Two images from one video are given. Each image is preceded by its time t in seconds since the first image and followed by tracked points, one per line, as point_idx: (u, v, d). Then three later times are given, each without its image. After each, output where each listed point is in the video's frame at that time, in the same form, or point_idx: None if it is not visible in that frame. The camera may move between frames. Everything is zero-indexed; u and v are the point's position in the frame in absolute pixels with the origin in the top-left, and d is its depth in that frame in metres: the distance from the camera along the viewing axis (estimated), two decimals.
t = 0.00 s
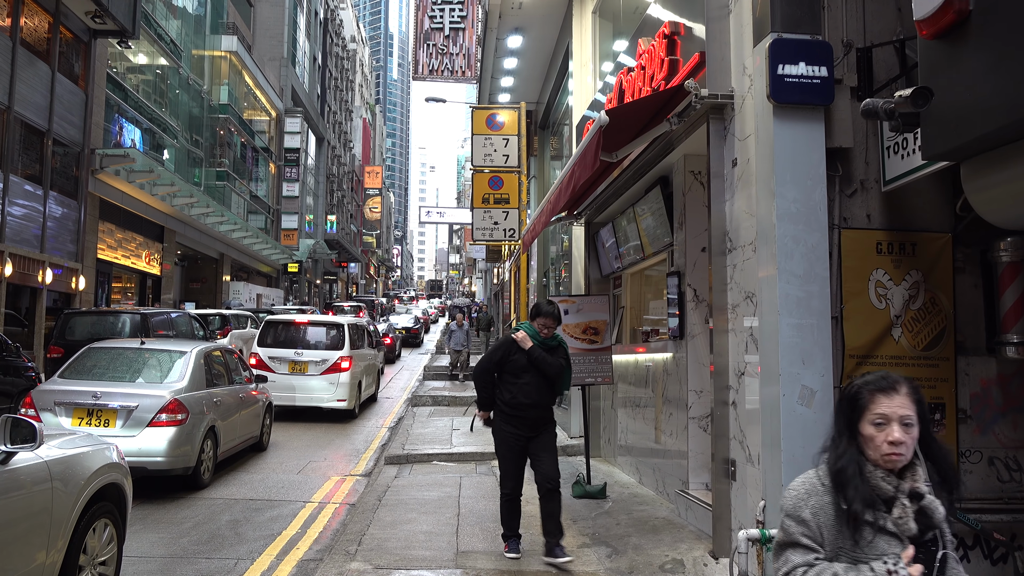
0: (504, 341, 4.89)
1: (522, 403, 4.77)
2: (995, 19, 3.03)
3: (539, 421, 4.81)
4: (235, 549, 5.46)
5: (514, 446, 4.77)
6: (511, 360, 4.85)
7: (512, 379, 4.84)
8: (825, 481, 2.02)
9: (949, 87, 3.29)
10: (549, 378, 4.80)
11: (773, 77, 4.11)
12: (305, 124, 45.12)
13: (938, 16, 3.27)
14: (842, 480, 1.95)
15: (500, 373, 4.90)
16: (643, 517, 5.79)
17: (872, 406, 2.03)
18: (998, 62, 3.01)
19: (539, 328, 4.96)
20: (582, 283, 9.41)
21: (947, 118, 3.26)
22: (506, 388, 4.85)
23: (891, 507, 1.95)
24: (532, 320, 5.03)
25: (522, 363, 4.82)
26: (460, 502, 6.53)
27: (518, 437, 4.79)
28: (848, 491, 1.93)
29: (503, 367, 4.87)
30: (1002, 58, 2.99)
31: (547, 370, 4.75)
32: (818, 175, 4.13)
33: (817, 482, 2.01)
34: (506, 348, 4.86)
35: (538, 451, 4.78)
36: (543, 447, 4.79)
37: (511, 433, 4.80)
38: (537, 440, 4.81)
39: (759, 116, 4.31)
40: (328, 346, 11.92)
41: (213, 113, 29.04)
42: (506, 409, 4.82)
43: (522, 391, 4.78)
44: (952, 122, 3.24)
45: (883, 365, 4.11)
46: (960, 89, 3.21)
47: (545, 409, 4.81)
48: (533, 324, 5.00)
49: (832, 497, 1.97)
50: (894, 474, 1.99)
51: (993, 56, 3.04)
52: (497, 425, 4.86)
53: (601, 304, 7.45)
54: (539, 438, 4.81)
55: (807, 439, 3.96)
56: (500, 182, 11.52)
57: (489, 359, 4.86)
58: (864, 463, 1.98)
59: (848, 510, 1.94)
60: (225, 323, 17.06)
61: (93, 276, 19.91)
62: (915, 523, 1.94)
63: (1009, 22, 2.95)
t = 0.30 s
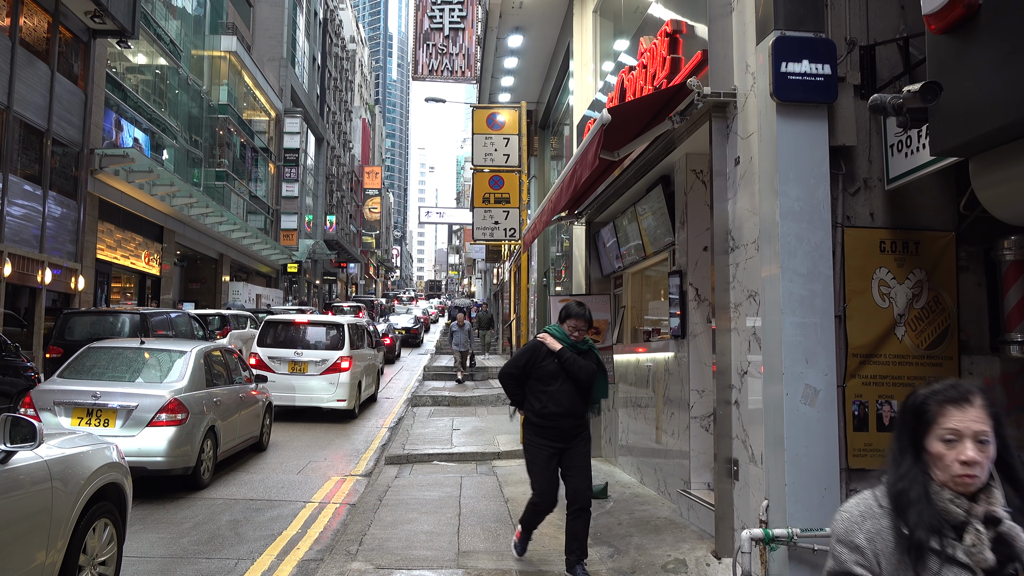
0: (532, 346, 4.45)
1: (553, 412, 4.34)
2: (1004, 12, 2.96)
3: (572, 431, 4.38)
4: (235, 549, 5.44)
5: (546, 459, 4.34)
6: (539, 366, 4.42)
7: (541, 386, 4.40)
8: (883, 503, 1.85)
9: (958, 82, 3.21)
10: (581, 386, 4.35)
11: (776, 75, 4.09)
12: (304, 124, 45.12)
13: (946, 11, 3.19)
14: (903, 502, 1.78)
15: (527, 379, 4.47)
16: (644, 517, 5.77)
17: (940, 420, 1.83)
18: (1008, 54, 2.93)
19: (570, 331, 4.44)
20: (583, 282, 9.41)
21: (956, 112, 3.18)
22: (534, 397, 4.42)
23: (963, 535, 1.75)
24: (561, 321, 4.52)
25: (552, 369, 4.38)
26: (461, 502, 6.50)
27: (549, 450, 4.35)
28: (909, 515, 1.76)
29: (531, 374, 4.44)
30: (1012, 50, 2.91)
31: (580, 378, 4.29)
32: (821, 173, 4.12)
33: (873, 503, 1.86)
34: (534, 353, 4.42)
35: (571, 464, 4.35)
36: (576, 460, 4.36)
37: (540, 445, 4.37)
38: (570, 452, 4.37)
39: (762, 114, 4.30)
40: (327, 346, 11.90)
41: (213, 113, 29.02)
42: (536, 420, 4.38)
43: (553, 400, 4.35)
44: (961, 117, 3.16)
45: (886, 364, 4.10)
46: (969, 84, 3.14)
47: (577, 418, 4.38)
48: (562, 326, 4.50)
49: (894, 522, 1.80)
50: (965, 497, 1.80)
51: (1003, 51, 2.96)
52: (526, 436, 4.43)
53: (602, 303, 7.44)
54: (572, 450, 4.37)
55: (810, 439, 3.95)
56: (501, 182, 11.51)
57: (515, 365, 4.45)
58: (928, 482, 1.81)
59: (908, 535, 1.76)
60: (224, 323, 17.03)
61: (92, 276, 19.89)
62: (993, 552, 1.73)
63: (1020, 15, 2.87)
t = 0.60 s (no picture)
0: (550, 346, 4.21)
1: (575, 415, 4.10)
2: (1005, 10, 2.96)
3: (596, 435, 4.14)
4: (235, 549, 5.44)
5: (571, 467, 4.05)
6: (560, 366, 4.18)
7: (562, 387, 4.16)
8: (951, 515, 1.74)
9: (959, 80, 3.21)
10: (605, 387, 4.13)
11: (776, 75, 4.10)
12: (303, 124, 45.13)
13: (946, 10, 3.19)
14: (973, 519, 1.66)
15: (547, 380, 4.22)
16: (645, 516, 5.79)
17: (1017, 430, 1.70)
18: (1008, 53, 2.93)
19: (589, 329, 4.27)
20: (583, 282, 9.43)
21: (957, 111, 3.18)
22: (556, 400, 4.17)
23: None
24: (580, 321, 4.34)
25: (574, 370, 4.15)
26: (461, 502, 6.50)
27: (572, 456, 4.08)
28: (979, 538, 1.63)
29: (551, 375, 4.20)
30: (1011, 49, 2.91)
31: (604, 377, 4.09)
32: (821, 173, 4.13)
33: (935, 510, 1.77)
34: (554, 353, 4.19)
35: (594, 469, 4.14)
36: (599, 464, 4.14)
37: (563, 451, 4.09)
38: (594, 457, 4.14)
39: (762, 114, 4.31)
40: (327, 346, 11.90)
41: (212, 114, 29.04)
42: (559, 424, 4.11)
43: (575, 402, 4.12)
44: (962, 116, 3.16)
45: (886, 363, 4.11)
46: (969, 83, 3.14)
47: (600, 422, 4.14)
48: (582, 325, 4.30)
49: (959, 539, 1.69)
50: None
51: (1003, 49, 2.96)
52: (546, 442, 4.15)
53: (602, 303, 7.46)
54: (596, 453, 4.14)
55: (811, 438, 3.95)
56: (501, 182, 11.54)
57: (535, 366, 4.19)
58: (1002, 499, 1.67)
59: (975, 557, 1.64)
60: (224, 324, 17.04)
61: (92, 277, 19.90)
62: None
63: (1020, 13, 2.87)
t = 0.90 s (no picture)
0: (571, 366, 3.75)
1: (597, 442, 3.60)
2: (1005, 7, 2.96)
3: (618, 465, 3.62)
4: (236, 547, 5.45)
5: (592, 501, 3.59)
6: (582, 389, 3.69)
7: (584, 413, 3.65)
8: None
9: (959, 77, 3.22)
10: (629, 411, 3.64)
11: (776, 73, 4.12)
12: (303, 124, 45.14)
13: (945, 7, 3.20)
14: None
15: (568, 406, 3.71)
16: (645, 514, 5.80)
17: None
18: (1009, 49, 2.93)
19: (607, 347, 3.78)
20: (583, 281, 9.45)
21: (957, 107, 3.19)
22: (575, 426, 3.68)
23: None
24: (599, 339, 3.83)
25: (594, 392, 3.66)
26: (461, 500, 6.51)
27: (593, 487, 3.59)
28: None
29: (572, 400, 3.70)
30: (1011, 45, 2.92)
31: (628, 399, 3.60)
32: (821, 171, 4.14)
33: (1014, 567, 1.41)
34: (575, 375, 3.70)
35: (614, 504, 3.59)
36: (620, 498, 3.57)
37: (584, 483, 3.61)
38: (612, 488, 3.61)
39: (762, 113, 4.33)
40: (328, 346, 11.91)
41: (212, 114, 29.06)
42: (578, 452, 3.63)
43: (595, 427, 3.63)
44: (962, 112, 3.17)
45: (886, 360, 4.12)
46: (969, 79, 3.15)
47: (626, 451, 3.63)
48: (600, 343, 3.81)
49: None
50: None
51: (1004, 45, 2.96)
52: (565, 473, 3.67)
53: (603, 302, 7.47)
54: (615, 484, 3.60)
55: (812, 435, 3.97)
56: (501, 181, 11.56)
57: (557, 390, 3.70)
58: None
59: None
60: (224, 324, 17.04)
61: (92, 276, 19.90)
62: None
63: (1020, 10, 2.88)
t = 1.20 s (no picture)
0: (605, 382, 3.27)
1: (640, 467, 3.17)
2: None
3: (662, 492, 3.20)
4: (235, 546, 5.44)
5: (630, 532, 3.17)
6: (621, 407, 3.22)
7: (627, 433, 3.19)
8: None
9: (958, 69, 3.21)
10: (674, 428, 3.24)
11: (775, 69, 4.12)
12: (302, 124, 45.10)
13: None
14: None
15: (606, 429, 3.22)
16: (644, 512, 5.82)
17: None
18: (1009, 40, 2.91)
19: (641, 360, 3.37)
20: (582, 279, 9.43)
21: (955, 100, 3.19)
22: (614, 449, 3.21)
23: None
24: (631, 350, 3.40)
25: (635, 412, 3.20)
26: (461, 498, 6.50)
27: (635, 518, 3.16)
28: None
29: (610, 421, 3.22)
30: (1011, 38, 2.90)
31: (677, 411, 3.21)
32: (820, 167, 4.13)
33: None
34: (612, 391, 3.23)
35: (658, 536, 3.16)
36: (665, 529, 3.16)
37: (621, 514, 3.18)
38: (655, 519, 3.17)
39: (761, 109, 4.32)
40: (327, 345, 11.90)
41: (211, 114, 29.03)
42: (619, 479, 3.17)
43: (635, 449, 3.20)
44: (963, 104, 3.16)
45: (885, 357, 4.12)
46: (969, 72, 3.14)
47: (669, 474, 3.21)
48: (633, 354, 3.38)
49: None
50: None
51: (1003, 37, 2.95)
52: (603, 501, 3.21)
53: (602, 300, 7.46)
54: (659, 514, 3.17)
55: (811, 432, 3.96)
56: (500, 179, 11.54)
57: (593, 410, 3.21)
58: None
59: None
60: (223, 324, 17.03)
61: (90, 277, 19.86)
62: None
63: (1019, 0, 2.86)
